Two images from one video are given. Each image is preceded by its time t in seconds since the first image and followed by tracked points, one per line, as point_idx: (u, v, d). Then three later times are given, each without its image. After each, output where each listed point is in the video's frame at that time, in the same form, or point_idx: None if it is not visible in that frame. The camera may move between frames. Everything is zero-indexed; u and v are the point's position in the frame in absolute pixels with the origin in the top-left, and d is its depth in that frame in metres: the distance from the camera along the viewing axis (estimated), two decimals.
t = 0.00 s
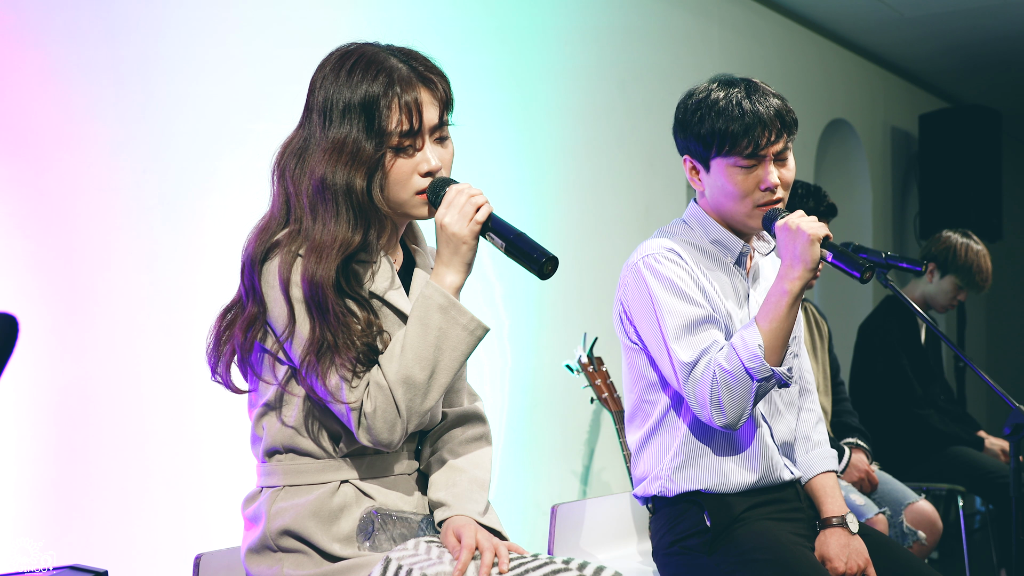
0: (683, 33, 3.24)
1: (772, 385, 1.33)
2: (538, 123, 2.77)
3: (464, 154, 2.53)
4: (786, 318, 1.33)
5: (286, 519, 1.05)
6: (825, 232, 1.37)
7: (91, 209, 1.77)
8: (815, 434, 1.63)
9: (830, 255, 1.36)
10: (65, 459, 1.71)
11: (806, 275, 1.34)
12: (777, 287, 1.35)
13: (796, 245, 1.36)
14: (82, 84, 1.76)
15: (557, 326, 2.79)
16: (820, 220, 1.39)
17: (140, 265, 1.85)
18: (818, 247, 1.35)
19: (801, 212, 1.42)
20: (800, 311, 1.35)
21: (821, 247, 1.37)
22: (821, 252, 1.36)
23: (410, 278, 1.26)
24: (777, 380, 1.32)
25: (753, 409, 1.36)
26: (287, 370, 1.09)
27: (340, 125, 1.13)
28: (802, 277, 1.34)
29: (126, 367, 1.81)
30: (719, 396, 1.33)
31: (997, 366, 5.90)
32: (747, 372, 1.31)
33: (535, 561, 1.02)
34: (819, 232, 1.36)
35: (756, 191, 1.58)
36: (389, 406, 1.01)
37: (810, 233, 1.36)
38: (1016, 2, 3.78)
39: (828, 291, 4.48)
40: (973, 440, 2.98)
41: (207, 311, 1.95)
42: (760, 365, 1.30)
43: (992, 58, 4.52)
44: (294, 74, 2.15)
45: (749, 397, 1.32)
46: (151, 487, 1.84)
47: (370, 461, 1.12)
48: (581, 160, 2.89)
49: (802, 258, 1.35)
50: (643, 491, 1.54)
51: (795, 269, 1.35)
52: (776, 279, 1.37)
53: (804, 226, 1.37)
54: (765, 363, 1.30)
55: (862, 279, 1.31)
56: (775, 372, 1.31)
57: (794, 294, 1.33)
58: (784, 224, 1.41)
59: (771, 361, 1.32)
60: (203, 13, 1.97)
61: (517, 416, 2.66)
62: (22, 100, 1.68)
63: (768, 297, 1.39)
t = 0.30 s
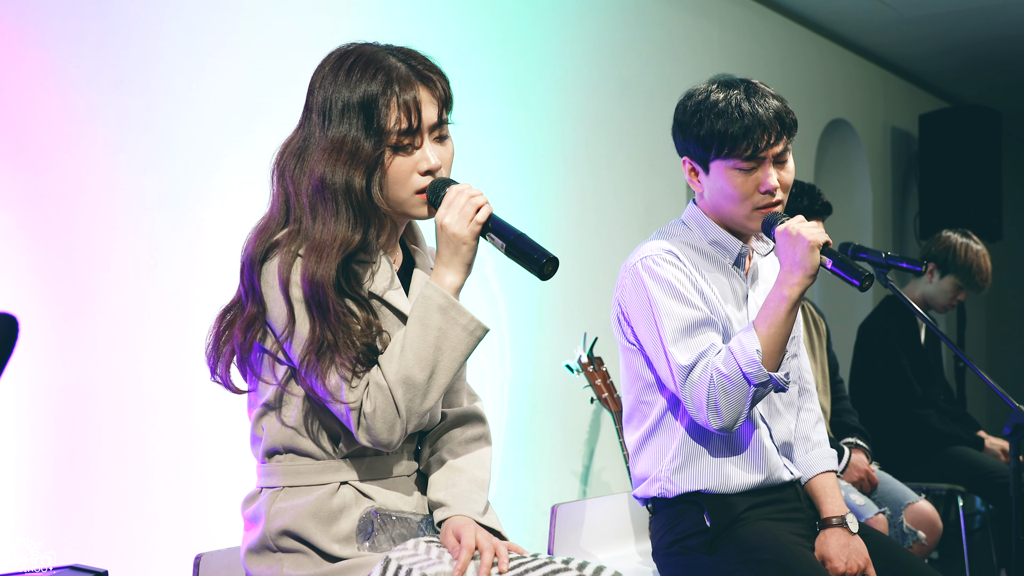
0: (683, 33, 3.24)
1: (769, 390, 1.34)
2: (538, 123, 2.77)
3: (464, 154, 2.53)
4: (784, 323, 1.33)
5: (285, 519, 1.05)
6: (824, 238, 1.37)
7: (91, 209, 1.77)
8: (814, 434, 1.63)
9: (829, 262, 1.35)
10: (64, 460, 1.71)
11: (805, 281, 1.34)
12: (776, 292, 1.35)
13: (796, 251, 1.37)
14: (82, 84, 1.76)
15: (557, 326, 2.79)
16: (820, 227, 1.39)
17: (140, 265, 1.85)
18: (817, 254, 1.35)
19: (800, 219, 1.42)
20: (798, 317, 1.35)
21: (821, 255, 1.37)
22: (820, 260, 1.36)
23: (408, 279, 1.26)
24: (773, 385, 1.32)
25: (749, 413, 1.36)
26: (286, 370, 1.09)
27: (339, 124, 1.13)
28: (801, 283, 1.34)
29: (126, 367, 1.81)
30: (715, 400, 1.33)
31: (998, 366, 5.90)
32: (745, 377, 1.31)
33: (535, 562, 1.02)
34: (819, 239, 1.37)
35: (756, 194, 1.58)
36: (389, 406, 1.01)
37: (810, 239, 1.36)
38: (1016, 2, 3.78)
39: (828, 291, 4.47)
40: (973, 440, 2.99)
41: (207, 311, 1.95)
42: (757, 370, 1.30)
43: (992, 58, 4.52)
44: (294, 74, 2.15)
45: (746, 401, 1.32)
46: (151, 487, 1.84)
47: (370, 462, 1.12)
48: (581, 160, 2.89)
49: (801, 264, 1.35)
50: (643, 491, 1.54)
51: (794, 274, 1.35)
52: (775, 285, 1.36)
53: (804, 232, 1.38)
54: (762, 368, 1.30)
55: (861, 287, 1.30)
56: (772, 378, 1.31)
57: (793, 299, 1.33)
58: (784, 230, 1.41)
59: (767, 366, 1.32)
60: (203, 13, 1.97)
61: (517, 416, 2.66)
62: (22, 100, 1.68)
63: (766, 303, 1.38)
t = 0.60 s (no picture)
0: (684, 33, 3.24)
1: (767, 391, 1.34)
2: (538, 123, 2.77)
3: (464, 153, 2.53)
4: (783, 324, 1.33)
5: (286, 521, 1.05)
6: (825, 240, 1.37)
7: (91, 209, 1.77)
8: (815, 434, 1.63)
9: (830, 263, 1.35)
10: (64, 460, 1.71)
11: (805, 283, 1.34)
12: (775, 293, 1.35)
13: (796, 252, 1.36)
14: (82, 84, 1.76)
15: (557, 326, 2.79)
16: (821, 229, 1.38)
17: (140, 265, 1.85)
18: (818, 256, 1.35)
19: (802, 219, 1.42)
20: (798, 318, 1.35)
21: (822, 256, 1.37)
22: (821, 261, 1.36)
23: (406, 281, 1.27)
24: (772, 386, 1.32)
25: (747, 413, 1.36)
26: (282, 371, 1.09)
27: (344, 126, 1.13)
28: (801, 284, 1.34)
29: (126, 367, 1.81)
30: (714, 400, 1.33)
31: (997, 365, 5.90)
32: (744, 377, 1.31)
33: (535, 562, 1.02)
34: (820, 240, 1.36)
35: (757, 196, 1.58)
36: (385, 410, 1.01)
37: (811, 240, 1.35)
38: (1016, 2, 3.77)
39: (828, 291, 4.47)
40: (973, 440, 2.99)
41: (207, 311, 1.95)
42: (756, 370, 1.30)
43: (992, 57, 4.52)
44: (294, 74, 2.15)
45: (744, 401, 1.32)
46: (152, 487, 1.84)
47: (371, 462, 1.11)
48: (581, 160, 2.89)
49: (802, 265, 1.35)
50: (643, 492, 1.54)
51: (794, 276, 1.35)
52: (775, 285, 1.36)
53: (805, 234, 1.37)
54: (762, 368, 1.30)
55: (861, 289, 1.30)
56: (771, 378, 1.31)
57: (793, 301, 1.33)
58: (785, 231, 1.41)
59: (766, 367, 1.32)
60: (203, 13, 1.97)
61: (517, 417, 2.66)
62: (22, 100, 1.68)
63: (766, 303, 1.39)
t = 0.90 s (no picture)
0: (684, 33, 3.24)
1: (774, 381, 1.33)
2: (538, 123, 2.77)
3: (464, 153, 2.53)
4: (789, 313, 1.33)
5: (286, 521, 1.05)
6: (827, 229, 1.37)
7: (91, 210, 1.77)
8: (817, 435, 1.63)
9: (833, 252, 1.41)
10: (64, 460, 1.71)
11: (810, 272, 1.35)
12: (780, 283, 1.36)
13: (800, 241, 1.37)
14: (82, 84, 1.76)
15: (558, 326, 2.79)
16: (823, 218, 1.40)
17: (140, 265, 1.85)
18: (820, 244, 1.36)
19: (804, 209, 1.42)
20: (802, 306, 1.35)
21: (824, 244, 1.38)
22: (823, 249, 1.37)
23: (405, 280, 1.26)
24: (778, 375, 1.32)
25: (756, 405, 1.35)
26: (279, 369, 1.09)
27: (336, 125, 1.13)
28: (805, 273, 1.35)
29: (126, 367, 1.81)
30: (721, 391, 1.32)
31: (998, 366, 5.90)
32: (750, 367, 1.30)
33: (536, 563, 1.02)
34: (822, 229, 1.37)
35: (757, 190, 1.58)
36: (379, 408, 1.01)
37: (813, 230, 1.36)
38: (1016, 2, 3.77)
39: (828, 291, 4.47)
40: (973, 440, 2.99)
41: (207, 311, 1.95)
42: (762, 360, 1.30)
43: (992, 57, 4.52)
44: (293, 74, 2.14)
45: (751, 391, 1.31)
46: (151, 487, 1.84)
47: (371, 460, 1.11)
48: (581, 160, 2.89)
49: (805, 254, 1.36)
50: (644, 491, 1.54)
51: (798, 265, 1.36)
52: (779, 275, 1.37)
53: (808, 223, 1.38)
54: (767, 358, 1.30)
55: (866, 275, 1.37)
56: (777, 368, 1.31)
57: (797, 290, 1.34)
58: (787, 221, 1.42)
59: (772, 356, 1.33)
60: (203, 13, 1.97)
61: (517, 416, 2.66)
62: (22, 100, 1.68)
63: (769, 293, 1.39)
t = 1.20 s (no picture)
0: (684, 33, 3.24)
1: (785, 367, 1.33)
2: (538, 123, 2.77)
3: (463, 153, 2.53)
4: (796, 298, 1.33)
5: (287, 520, 1.05)
6: (830, 213, 1.38)
7: (91, 210, 1.77)
8: (818, 435, 1.63)
9: (837, 233, 1.40)
10: (65, 460, 1.71)
11: (814, 255, 1.35)
12: (786, 268, 1.36)
13: (802, 225, 1.38)
14: (82, 84, 1.76)
15: (558, 326, 2.79)
16: (825, 201, 1.41)
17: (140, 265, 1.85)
18: (824, 227, 1.37)
19: (807, 195, 1.43)
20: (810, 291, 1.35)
21: (827, 228, 1.39)
22: (827, 232, 1.38)
23: (408, 279, 1.26)
24: (790, 361, 1.32)
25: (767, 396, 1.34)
26: (283, 371, 1.09)
27: (335, 126, 1.13)
28: (809, 257, 1.35)
29: (126, 367, 1.81)
30: (731, 380, 1.31)
31: (998, 366, 5.90)
32: (759, 355, 1.30)
33: (536, 562, 1.02)
34: (825, 213, 1.38)
35: (758, 184, 1.58)
36: (387, 406, 1.01)
37: (816, 214, 1.37)
38: (1016, 2, 3.77)
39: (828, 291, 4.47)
40: (973, 440, 2.99)
41: (206, 311, 1.95)
42: (771, 348, 1.29)
43: (992, 57, 4.52)
44: (293, 74, 2.14)
45: (762, 381, 1.31)
46: (152, 487, 1.84)
47: (372, 459, 1.11)
48: (581, 159, 2.89)
49: (808, 238, 1.36)
50: (644, 489, 1.54)
51: (802, 249, 1.36)
52: (784, 261, 1.37)
53: (809, 207, 1.39)
54: (776, 344, 1.29)
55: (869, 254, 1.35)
56: (787, 354, 1.31)
57: (804, 274, 1.34)
58: (790, 207, 1.43)
59: (782, 343, 1.32)
60: (203, 13, 1.97)
61: (517, 416, 2.66)
62: (22, 101, 1.68)
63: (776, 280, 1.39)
